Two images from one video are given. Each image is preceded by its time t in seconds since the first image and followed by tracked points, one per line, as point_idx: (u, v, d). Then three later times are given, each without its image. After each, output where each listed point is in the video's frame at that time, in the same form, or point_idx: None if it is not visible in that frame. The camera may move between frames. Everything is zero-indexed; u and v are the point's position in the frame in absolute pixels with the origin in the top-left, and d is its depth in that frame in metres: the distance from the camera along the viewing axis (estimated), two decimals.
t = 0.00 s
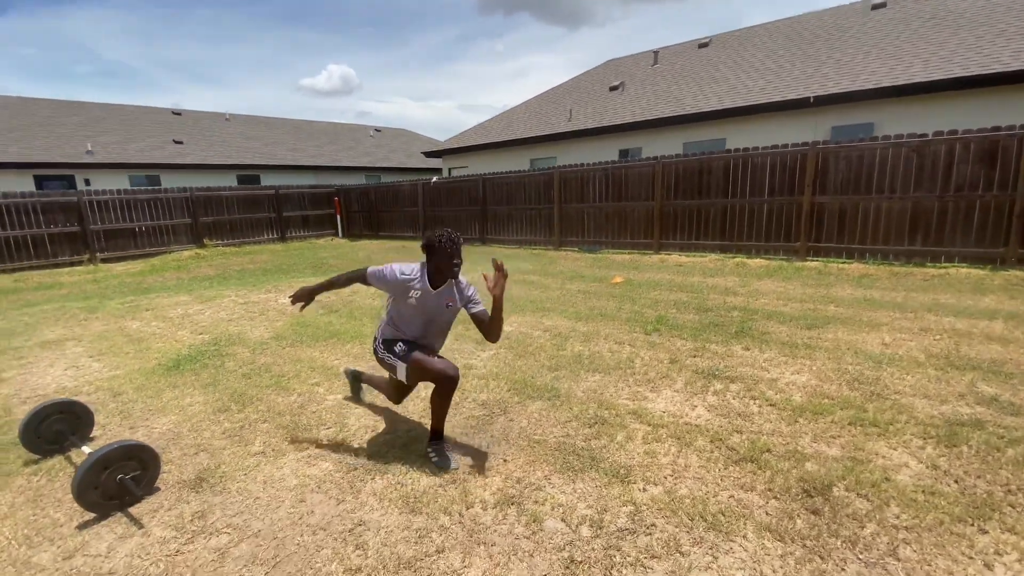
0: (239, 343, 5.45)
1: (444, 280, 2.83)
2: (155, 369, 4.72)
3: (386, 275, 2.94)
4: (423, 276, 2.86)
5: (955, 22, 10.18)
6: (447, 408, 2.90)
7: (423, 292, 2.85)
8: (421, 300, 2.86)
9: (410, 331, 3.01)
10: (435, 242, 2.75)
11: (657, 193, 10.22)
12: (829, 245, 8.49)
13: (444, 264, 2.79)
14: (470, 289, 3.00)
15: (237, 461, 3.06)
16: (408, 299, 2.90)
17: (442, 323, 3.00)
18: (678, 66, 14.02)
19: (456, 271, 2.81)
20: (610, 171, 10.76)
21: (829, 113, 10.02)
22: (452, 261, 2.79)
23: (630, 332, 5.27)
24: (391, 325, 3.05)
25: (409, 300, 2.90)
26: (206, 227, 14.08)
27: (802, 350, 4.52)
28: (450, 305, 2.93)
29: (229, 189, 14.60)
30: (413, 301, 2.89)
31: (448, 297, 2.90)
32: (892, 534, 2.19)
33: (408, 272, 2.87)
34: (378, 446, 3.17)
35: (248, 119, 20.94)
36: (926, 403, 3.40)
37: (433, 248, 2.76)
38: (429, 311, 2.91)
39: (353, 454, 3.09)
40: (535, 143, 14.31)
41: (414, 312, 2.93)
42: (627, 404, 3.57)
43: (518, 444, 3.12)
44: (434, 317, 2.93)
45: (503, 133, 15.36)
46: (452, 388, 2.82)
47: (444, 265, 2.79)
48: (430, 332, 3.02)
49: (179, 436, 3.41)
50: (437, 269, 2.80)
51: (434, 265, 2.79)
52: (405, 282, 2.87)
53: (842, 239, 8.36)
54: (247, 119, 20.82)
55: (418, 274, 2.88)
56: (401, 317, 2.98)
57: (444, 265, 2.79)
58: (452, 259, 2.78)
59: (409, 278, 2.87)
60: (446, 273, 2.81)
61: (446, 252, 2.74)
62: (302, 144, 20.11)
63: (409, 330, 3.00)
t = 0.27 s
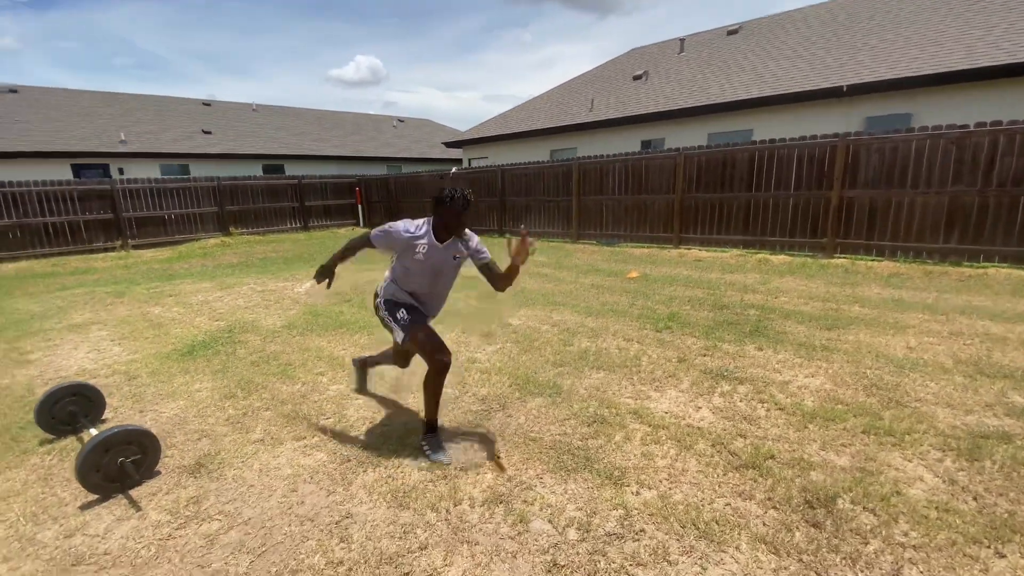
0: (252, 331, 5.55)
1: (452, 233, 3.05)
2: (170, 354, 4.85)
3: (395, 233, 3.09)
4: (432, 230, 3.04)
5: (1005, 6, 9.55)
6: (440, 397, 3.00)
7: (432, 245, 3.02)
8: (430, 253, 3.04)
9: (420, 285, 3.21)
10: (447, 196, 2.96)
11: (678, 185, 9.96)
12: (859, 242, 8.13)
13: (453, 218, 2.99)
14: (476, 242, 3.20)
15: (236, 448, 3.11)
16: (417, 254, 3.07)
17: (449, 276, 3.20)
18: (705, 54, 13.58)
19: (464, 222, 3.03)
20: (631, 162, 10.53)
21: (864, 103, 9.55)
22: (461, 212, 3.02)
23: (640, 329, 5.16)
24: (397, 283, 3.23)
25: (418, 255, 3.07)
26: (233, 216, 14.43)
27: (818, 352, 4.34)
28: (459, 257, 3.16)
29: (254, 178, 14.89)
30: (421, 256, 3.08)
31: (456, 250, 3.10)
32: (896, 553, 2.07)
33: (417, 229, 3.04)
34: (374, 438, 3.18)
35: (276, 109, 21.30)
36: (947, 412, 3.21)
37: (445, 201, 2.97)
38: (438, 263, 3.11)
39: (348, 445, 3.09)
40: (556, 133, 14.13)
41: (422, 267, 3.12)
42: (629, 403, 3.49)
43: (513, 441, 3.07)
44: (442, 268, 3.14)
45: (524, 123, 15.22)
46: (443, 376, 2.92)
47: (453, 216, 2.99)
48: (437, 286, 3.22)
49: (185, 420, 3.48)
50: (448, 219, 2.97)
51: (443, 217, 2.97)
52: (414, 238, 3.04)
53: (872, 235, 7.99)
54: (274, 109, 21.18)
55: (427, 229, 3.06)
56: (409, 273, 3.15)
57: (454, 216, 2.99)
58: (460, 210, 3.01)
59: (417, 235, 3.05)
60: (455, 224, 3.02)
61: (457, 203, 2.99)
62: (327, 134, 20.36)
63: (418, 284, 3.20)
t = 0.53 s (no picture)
0: (267, 318, 5.67)
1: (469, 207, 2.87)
2: (187, 339, 5.00)
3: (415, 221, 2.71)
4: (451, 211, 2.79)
5: None
6: (480, 367, 3.09)
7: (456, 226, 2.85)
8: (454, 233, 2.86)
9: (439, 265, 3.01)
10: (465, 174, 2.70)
11: (704, 179, 9.66)
12: (894, 241, 7.71)
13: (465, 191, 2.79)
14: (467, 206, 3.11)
15: (236, 434, 3.17)
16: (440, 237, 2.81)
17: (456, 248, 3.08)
18: (738, 43, 13.09)
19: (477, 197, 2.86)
20: (655, 155, 10.26)
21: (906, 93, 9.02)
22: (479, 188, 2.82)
23: (651, 327, 5.03)
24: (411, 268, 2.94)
25: (442, 239, 2.83)
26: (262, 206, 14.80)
27: (837, 356, 4.13)
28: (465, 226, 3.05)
29: (283, 169, 15.22)
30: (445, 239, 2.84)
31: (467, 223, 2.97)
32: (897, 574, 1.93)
33: (439, 210, 2.73)
34: (370, 428, 3.19)
35: (306, 101, 21.69)
36: (971, 424, 2.99)
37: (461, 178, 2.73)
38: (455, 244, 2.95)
39: (342, 435, 3.11)
40: (581, 125, 13.91)
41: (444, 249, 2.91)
42: (629, 403, 3.40)
43: (506, 437, 3.03)
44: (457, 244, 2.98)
45: (549, 115, 15.04)
46: (477, 347, 3.00)
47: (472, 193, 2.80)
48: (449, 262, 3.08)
49: (191, 404, 3.58)
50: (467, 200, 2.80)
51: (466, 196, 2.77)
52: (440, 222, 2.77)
53: (908, 234, 7.57)
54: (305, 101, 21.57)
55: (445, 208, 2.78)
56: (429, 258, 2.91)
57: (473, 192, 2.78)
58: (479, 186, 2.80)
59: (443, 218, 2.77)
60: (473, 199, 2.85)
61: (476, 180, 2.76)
62: (355, 126, 20.63)
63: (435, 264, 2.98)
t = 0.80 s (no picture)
0: (282, 310, 5.81)
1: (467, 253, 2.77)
2: (204, 329, 5.18)
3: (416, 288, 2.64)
4: (448, 264, 2.69)
5: None
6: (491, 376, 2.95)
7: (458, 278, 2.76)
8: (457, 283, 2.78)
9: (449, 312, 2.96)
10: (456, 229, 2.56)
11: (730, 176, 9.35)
12: (931, 243, 7.29)
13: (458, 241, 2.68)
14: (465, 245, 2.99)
15: (234, 422, 3.25)
16: (444, 292, 2.74)
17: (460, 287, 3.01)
18: (773, 35, 12.60)
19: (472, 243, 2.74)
20: (680, 151, 10.00)
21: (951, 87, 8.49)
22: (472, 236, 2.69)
23: (661, 329, 4.90)
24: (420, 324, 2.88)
25: (444, 293, 2.75)
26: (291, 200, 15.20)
27: (853, 363, 3.93)
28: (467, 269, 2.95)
29: (312, 164, 15.57)
30: (448, 291, 2.76)
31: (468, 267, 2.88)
32: None
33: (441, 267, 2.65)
34: (363, 421, 3.21)
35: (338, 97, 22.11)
36: (991, 441, 2.79)
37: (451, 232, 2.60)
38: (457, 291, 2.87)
39: (335, 427, 3.15)
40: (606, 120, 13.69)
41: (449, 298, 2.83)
42: (626, 406, 3.32)
43: (495, 436, 3.00)
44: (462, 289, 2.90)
45: (575, 111, 14.86)
46: (489, 361, 2.88)
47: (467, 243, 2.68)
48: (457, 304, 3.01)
49: (197, 391, 3.70)
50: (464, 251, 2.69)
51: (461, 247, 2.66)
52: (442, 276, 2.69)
53: (947, 237, 7.13)
54: (337, 97, 21.99)
55: (441, 263, 2.68)
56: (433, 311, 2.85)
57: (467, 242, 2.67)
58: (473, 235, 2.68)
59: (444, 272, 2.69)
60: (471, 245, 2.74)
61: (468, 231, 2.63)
62: (384, 122, 20.90)
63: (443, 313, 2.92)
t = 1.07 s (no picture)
0: (297, 307, 5.93)
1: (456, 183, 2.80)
2: (220, 324, 5.33)
3: (396, 204, 2.66)
4: (434, 189, 2.71)
5: None
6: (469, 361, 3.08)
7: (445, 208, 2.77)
8: (444, 214, 2.77)
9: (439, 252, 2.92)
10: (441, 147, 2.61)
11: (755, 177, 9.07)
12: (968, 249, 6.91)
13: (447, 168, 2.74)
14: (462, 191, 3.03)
15: (237, 417, 3.33)
16: (428, 220, 2.74)
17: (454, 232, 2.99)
18: (805, 31, 12.17)
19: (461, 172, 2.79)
20: (703, 151, 9.76)
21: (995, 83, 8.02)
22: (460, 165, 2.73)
23: (671, 334, 4.78)
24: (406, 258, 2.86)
25: (429, 221, 2.74)
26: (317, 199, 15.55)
27: (870, 375, 3.74)
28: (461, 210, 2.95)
29: (338, 163, 15.89)
30: (433, 221, 2.74)
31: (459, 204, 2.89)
32: None
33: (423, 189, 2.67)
34: (359, 420, 3.24)
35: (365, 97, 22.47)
36: (1011, 464, 2.62)
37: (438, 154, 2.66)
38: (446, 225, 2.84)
39: (331, 425, 3.18)
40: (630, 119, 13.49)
41: (436, 231, 2.82)
42: (624, 413, 3.25)
43: (487, 440, 2.98)
44: (451, 227, 2.88)
45: (598, 109, 14.69)
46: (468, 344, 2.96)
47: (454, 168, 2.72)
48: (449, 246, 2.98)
49: (205, 386, 3.81)
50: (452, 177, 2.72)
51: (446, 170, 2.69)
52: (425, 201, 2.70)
53: (986, 242, 6.74)
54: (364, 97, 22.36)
55: (427, 188, 2.72)
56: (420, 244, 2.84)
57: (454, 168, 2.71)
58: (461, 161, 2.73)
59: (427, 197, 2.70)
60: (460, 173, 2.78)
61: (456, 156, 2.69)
62: (410, 122, 21.14)
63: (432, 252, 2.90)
